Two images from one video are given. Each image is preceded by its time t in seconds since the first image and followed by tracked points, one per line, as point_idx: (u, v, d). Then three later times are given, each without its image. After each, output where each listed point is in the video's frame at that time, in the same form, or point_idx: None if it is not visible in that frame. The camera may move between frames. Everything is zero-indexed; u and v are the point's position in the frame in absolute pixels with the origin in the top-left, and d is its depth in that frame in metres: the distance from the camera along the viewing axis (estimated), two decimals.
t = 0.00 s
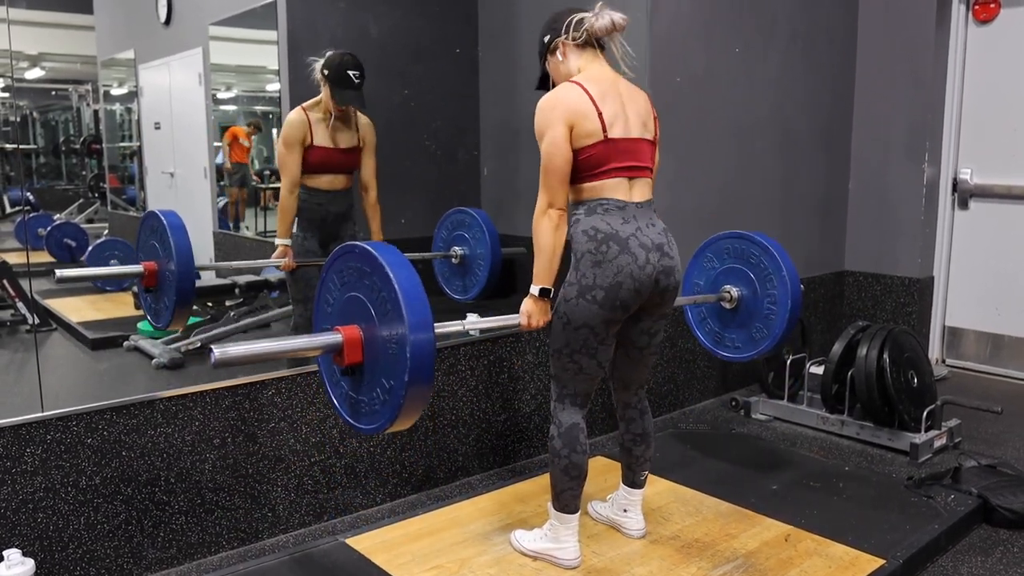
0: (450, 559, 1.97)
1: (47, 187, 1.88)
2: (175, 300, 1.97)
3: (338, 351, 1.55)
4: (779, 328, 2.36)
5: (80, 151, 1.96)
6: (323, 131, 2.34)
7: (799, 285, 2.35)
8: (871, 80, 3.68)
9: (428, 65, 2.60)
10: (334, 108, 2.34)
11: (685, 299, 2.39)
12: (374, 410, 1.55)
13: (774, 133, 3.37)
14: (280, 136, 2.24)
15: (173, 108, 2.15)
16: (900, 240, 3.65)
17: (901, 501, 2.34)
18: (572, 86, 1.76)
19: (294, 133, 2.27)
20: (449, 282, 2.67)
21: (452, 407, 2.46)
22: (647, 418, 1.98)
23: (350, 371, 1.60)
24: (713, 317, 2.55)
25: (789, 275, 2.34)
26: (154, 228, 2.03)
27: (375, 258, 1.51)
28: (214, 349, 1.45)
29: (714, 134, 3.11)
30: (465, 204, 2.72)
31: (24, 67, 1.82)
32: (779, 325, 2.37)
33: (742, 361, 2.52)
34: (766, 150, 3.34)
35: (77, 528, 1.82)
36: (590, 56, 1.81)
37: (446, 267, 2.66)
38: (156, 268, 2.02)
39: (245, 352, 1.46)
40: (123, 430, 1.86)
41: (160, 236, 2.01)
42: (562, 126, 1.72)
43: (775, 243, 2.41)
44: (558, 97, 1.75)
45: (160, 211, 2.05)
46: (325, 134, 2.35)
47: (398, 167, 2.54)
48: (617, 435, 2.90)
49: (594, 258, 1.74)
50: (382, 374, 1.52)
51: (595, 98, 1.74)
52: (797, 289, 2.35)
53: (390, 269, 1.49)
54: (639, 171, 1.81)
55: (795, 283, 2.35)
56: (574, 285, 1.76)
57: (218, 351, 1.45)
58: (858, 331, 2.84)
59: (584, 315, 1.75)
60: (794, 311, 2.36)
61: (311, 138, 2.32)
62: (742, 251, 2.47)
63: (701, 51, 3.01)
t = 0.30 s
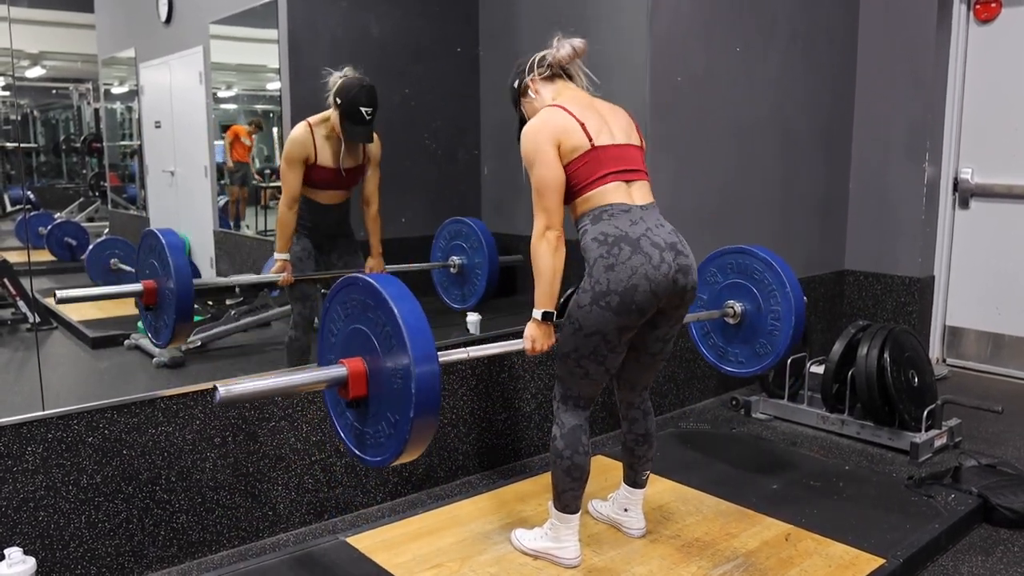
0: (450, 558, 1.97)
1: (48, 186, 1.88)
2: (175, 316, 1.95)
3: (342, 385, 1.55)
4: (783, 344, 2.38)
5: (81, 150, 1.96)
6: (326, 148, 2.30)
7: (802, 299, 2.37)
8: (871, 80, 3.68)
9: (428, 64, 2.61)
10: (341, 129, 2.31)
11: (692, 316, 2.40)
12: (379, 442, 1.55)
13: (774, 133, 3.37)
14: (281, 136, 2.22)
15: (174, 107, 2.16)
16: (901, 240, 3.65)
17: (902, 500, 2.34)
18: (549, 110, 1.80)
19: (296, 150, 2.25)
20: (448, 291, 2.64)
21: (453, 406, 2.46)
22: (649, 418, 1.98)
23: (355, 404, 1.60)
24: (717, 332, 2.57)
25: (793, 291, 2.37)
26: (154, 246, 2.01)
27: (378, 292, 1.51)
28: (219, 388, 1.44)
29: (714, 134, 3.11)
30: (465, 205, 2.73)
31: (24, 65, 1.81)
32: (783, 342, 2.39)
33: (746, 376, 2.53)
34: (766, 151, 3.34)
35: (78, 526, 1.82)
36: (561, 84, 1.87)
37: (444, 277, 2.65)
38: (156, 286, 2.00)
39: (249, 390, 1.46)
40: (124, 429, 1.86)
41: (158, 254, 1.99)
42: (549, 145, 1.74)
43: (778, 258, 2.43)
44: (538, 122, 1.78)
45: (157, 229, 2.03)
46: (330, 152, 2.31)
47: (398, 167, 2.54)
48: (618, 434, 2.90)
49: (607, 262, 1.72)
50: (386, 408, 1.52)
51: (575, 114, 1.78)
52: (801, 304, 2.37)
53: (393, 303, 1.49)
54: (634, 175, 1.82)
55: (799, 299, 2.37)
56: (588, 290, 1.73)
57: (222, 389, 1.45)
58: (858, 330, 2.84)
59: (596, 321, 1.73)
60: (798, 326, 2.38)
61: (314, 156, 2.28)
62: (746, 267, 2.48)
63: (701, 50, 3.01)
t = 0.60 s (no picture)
0: (450, 557, 1.97)
1: (47, 185, 1.88)
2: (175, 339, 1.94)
3: (344, 422, 1.55)
4: (783, 364, 2.38)
5: (81, 148, 1.95)
6: (326, 172, 2.34)
7: (801, 318, 2.36)
8: (871, 80, 3.69)
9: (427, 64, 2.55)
10: (342, 155, 2.35)
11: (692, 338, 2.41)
12: (382, 478, 1.55)
13: (774, 133, 3.37)
14: (281, 135, 2.22)
15: (173, 106, 2.13)
16: (901, 240, 3.65)
17: (901, 499, 2.34)
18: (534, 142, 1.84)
19: (298, 172, 2.28)
20: (448, 305, 2.65)
21: (452, 406, 2.46)
22: (651, 418, 1.98)
23: (357, 439, 1.60)
24: (716, 352, 2.57)
25: (791, 311, 2.36)
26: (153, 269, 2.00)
27: (379, 330, 1.51)
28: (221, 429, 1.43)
29: (714, 134, 3.11)
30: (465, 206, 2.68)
31: (23, 64, 1.83)
32: (781, 362, 2.39)
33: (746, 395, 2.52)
34: (765, 151, 3.34)
35: (77, 525, 1.83)
36: (541, 120, 1.92)
37: (444, 290, 2.64)
38: (156, 308, 1.99)
39: (252, 432, 1.45)
40: (124, 428, 1.87)
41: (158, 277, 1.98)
42: (539, 171, 1.78)
43: (776, 277, 2.43)
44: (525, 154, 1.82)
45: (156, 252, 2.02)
46: (330, 175, 2.35)
47: (398, 168, 2.50)
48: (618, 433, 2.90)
49: (618, 267, 1.71)
50: (389, 443, 1.53)
51: (560, 140, 1.82)
52: (799, 323, 2.36)
53: (392, 340, 1.49)
54: (629, 185, 1.84)
55: (796, 318, 2.36)
56: (599, 297, 1.72)
57: (224, 430, 1.43)
58: (858, 329, 2.84)
59: (608, 327, 1.71)
60: (796, 348, 2.36)
61: (314, 178, 2.33)
62: (743, 286, 2.48)
63: (701, 49, 3.01)
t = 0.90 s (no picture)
0: (450, 556, 1.97)
1: (47, 184, 1.87)
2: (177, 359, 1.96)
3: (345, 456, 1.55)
4: (782, 386, 2.38)
5: (80, 147, 1.96)
6: (328, 194, 2.35)
7: (800, 341, 2.37)
8: (871, 79, 3.69)
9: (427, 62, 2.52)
10: (343, 179, 2.36)
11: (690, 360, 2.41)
12: (385, 511, 1.55)
13: (774, 132, 3.36)
14: (280, 132, 2.21)
15: (174, 106, 2.11)
16: (902, 239, 3.64)
17: (901, 498, 2.34)
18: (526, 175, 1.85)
19: (299, 194, 2.29)
20: (449, 319, 2.60)
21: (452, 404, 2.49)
22: (657, 420, 1.97)
23: (358, 472, 1.60)
24: (716, 374, 2.57)
25: (791, 335, 2.36)
26: (154, 290, 2.03)
27: (379, 366, 1.51)
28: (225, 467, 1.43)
29: (714, 134, 3.11)
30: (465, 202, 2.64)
31: (24, 62, 1.81)
32: (779, 384, 2.38)
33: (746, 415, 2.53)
34: (766, 150, 3.34)
35: (77, 524, 1.83)
36: (533, 155, 1.92)
37: (444, 304, 2.61)
38: (157, 328, 2.03)
39: (255, 469, 1.45)
40: (123, 426, 1.87)
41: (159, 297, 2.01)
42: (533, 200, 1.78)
43: (775, 300, 2.44)
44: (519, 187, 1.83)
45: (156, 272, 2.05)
46: (331, 198, 2.36)
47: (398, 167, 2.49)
48: (619, 432, 2.90)
49: (625, 271, 1.70)
50: (391, 478, 1.52)
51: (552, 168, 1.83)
52: (798, 345, 2.36)
53: (392, 376, 1.49)
54: (627, 200, 1.85)
55: (796, 340, 2.36)
56: (608, 301, 1.71)
57: (228, 468, 1.43)
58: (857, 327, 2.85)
59: (617, 331, 1.71)
60: (794, 371, 2.37)
61: (314, 199, 2.33)
62: (742, 308, 2.49)
63: (701, 48, 3.00)
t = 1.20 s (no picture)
0: (451, 556, 1.97)
1: (47, 183, 1.85)
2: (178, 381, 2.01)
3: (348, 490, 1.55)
4: (783, 411, 2.37)
5: (80, 146, 1.93)
6: (328, 215, 2.36)
7: (801, 366, 2.37)
8: (871, 78, 3.69)
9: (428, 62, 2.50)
10: (345, 202, 2.38)
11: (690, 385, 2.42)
12: (387, 544, 1.54)
13: (774, 132, 3.37)
14: (281, 132, 2.20)
15: (174, 106, 2.05)
16: (902, 239, 3.64)
17: (900, 498, 2.34)
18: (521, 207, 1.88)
19: (301, 215, 2.30)
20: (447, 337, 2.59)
21: (452, 403, 2.52)
22: (657, 421, 1.97)
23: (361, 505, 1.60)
24: (718, 397, 2.57)
25: (792, 359, 2.36)
26: (155, 310, 2.04)
27: (382, 401, 1.51)
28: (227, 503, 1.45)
29: (714, 134, 3.11)
30: (465, 202, 2.59)
31: (23, 60, 1.84)
32: (782, 408, 2.38)
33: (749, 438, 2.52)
34: (766, 151, 3.34)
35: (77, 523, 1.83)
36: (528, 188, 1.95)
37: (443, 321, 2.60)
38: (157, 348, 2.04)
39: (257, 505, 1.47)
40: (124, 426, 1.87)
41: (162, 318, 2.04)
42: (529, 227, 1.81)
43: (777, 325, 2.43)
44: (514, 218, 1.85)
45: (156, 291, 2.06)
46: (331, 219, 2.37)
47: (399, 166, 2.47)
48: (619, 432, 2.89)
49: (626, 276, 1.70)
50: (393, 513, 1.52)
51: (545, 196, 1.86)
52: (799, 368, 2.37)
53: (395, 411, 1.49)
54: (623, 215, 1.87)
55: (797, 367, 2.36)
56: (610, 305, 1.71)
57: (231, 505, 1.45)
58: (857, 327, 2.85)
59: (619, 335, 1.70)
60: (797, 395, 2.37)
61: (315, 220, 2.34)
62: (744, 332, 2.48)
63: (701, 48, 3.00)
